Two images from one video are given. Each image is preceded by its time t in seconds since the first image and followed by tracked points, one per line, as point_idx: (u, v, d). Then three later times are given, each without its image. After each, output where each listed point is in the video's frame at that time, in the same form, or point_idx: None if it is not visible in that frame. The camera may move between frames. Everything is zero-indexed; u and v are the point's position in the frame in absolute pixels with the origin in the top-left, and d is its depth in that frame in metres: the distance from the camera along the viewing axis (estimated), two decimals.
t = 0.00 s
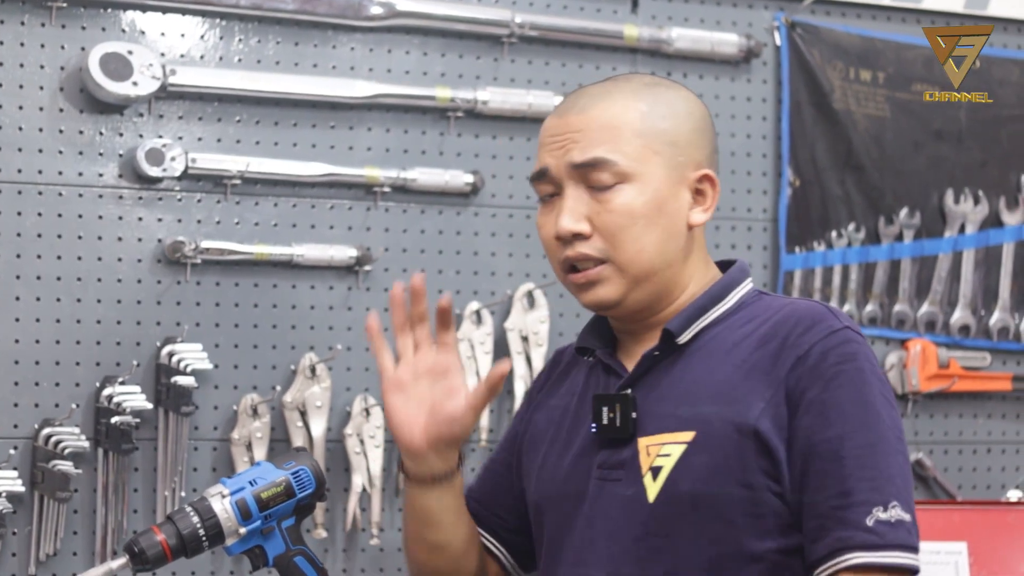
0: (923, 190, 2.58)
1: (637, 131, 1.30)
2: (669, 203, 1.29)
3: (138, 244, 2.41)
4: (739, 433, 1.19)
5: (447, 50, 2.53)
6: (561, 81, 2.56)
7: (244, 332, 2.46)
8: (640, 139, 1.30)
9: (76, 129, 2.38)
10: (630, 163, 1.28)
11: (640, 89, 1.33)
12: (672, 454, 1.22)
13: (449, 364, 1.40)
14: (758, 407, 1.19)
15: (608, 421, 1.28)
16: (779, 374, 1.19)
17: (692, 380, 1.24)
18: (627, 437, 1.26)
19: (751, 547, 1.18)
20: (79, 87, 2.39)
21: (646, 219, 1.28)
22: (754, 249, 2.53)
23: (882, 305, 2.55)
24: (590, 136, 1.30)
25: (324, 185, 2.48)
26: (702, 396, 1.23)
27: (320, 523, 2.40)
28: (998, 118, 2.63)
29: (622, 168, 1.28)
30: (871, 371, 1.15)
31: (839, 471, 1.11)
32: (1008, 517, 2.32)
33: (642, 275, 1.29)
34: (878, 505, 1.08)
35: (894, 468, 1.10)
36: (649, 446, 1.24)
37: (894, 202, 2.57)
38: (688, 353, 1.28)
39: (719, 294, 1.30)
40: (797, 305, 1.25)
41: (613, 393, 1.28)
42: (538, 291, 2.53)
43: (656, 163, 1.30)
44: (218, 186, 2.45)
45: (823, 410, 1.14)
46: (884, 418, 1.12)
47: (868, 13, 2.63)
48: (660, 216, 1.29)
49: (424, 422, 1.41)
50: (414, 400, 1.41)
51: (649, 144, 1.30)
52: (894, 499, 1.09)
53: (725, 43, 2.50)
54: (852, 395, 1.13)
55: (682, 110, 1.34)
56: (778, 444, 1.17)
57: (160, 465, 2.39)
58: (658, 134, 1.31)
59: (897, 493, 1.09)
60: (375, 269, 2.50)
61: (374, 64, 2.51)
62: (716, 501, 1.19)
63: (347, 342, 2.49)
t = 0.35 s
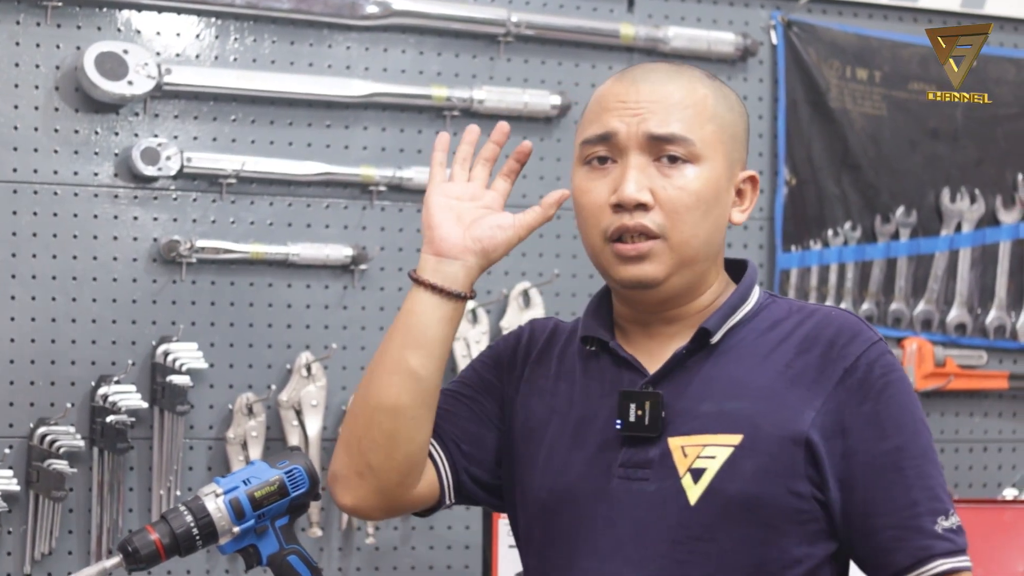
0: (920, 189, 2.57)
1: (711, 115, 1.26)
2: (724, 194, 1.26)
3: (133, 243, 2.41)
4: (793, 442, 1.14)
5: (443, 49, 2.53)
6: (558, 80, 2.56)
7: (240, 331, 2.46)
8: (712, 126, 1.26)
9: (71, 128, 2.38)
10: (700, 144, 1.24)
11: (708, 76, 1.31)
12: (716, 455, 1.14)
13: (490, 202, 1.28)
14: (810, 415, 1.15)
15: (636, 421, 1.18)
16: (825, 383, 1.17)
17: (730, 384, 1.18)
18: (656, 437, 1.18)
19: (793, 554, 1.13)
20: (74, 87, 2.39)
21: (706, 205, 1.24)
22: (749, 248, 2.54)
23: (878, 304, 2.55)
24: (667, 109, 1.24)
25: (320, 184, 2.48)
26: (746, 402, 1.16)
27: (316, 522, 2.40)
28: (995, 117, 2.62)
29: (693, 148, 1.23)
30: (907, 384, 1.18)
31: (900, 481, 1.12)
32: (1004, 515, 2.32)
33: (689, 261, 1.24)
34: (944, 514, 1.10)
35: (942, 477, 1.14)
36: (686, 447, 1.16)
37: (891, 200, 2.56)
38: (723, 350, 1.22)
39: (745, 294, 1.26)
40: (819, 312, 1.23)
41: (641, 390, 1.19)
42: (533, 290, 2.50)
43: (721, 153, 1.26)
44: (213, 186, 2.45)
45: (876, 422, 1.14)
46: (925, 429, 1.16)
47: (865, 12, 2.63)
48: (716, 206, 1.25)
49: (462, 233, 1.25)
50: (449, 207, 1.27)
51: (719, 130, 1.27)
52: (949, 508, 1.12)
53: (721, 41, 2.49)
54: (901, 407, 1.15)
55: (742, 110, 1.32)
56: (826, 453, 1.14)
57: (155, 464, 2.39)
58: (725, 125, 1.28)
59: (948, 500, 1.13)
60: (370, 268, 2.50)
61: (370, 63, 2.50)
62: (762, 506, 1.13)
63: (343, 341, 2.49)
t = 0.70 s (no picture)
0: (904, 188, 2.57)
1: (740, 106, 1.25)
2: (751, 189, 1.25)
3: (117, 243, 2.41)
4: (818, 447, 1.13)
5: (427, 49, 2.53)
6: (541, 81, 2.57)
7: (223, 331, 2.46)
8: (739, 116, 1.25)
9: (55, 129, 2.39)
10: (729, 136, 1.23)
11: (735, 68, 1.30)
12: (741, 459, 1.13)
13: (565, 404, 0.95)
14: (834, 421, 1.15)
15: (654, 419, 1.15)
16: (846, 388, 1.17)
17: (754, 383, 1.17)
18: (675, 436, 1.15)
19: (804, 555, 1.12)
20: (58, 88, 2.39)
21: (734, 198, 1.22)
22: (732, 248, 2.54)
23: (862, 303, 2.55)
24: (696, 98, 1.23)
25: (303, 185, 2.48)
26: (770, 405, 1.15)
27: (299, 522, 2.40)
28: (980, 116, 2.62)
29: (721, 139, 1.22)
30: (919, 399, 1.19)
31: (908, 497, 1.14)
32: (988, 515, 2.32)
33: (716, 257, 1.22)
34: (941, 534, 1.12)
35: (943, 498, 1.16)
36: (707, 450, 1.14)
37: (875, 200, 2.55)
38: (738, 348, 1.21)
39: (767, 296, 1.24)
40: (842, 316, 1.24)
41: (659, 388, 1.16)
42: (517, 290, 2.54)
43: (749, 146, 1.25)
44: (197, 186, 2.45)
45: (893, 433, 1.15)
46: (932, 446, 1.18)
47: (849, 11, 2.62)
48: (742, 200, 1.24)
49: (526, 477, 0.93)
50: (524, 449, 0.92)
51: (747, 123, 1.26)
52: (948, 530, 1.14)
53: (705, 41, 2.48)
54: (916, 419, 1.17)
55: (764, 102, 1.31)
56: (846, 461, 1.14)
57: (139, 464, 2.39)
58: (752, 119, 1.27)
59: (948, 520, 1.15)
60: (353, 268, 2.50)
61: (354, 63, 2.51)
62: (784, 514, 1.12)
63: (326, 341, 2.49)
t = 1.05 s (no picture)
0: (874, 187, 2.58)
1: (690, 117, 1.19)
2: (711, 201, 1.20)
3: (87, 243, 2.41)
4: (799, 468, 1.14)
5: (397, 49, 2.53)
6: (511, 80, 2.57)
7: (193, 331, 2.45)
8: (692, 128, 1.19)
9: (24, 129, 2.38)
10: (673, 154, 1.18)
11: (701, 66, 1.22)
12: (717, 478, 1.16)
13: None
14: (821, 440, 1.15)
15: (638, 428, 1.20)
16: (839, 405, 1.16)
17: (742, 401, 1.18)
18: (660, 448, 1.19)
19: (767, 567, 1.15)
20: (28, 87, 2.38)
21: (683, 217, 1.19)
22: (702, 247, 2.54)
23: (833, 302, 2.55)
24: (639, 119, 1.19)
25: (272, 184, 2.47)
26: (758, 425, 1.16)
27: (269, 521, 2.40)
28: (949, 116, 2.63)
29: (663, 159, 1.18)
30: (935, 406, 1.16)
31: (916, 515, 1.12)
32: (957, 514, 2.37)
33: (672, 275, 1.21)
34: (960, 552, 1.10)
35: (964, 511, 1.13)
36: (689, 464, 1.18)
37: (845, 199, 2.56)
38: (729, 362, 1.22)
39: (762, 308, 1.23)
40: (849, 323, 1.22)
41: (646, 398, 1.21)
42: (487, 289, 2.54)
43: (706, 157, 1.20)
44: (166, 185, 2.44)
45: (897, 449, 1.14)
46: (949, 455, 1.15)
47: (820, 10, 2.61)
48: (700, 214, 1.20)
49: None
50: None
51: (702, 133, 1.20)
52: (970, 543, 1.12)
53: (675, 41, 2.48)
54: (926, 430, 1.14)
55: (744, 96, 1.23)
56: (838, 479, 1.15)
57: (108, 463, 2.38)
58: (712, 124, 1.20)
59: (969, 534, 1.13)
60: (323, 267, 2.50)
61: (324, 63, 2.50)
62: (760, 537, 1.14)
63: (295, 340, 2.49)
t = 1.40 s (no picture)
0: (850, 187, 2.59)
1: (573, 137, 1.26)
2: (610, 216, 1.25)
3: (63, 243, 2.40)
4: (714, 490, 1.14)
5: (373, 49, 2.53)
6: (487, 80, 2.58)
7: (169, 331, 2.46)
8: (577, 147, 1.26)
9: None
10: (560, 176, 1.26)
11: (594, 85, 1.28)
12: (648, 494, 1.19)
13: None
14: (738, 463, 1.14)
15: (601, 436, 1.29)
16: (765, 426, 1.14)
17: (682, 419, 1.20)
18: (619, 457, 1.26)
19: None
20: (3, 88, 2.37)
21: (585, 235, 1.27)
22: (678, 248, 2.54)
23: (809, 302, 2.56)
24: (534, 146, 1.29)
25: (248, 184, 2.47)
26: (686, 445, 1.18)
27: (245, 521, 2.40)
28: (924, 115, 2.65)
29: (553, 182, 1.26)
30: (876, 428, 1.08)
31: (830, 545, 1.08)
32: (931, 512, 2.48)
33: (602, 289, 1.30)
34: None
35: (894, 544, 1.06)
36: (637, 476, 1.22)
37: (820, 199, 2.57)
38: (688, 375, 1.24)
39: (716, 321, 1.22)
40: (803, 337, 1.17)
41: (610, 407, 1.28)
42: (463, 289, 2.55)
43: (594, 174, 1.25)
44: (142, 185, 2.44)
45: (815, 475, 1.09)
46: (884, 483, 1.07)
47: (795, 11, 2.62)
48: (603, 230, 1.26)
49: None
50: None
51: (587, 150, 1.25)
52: None
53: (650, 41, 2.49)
54: (851, 456, 1.08)
55: (636, 101, 1.25)
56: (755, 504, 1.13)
57: (84, 463, 2.38)
58: (597, 139, 1.25)
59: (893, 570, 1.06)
60: (300, 267, 2.50)
61: (300, 63, 2.51)
62: (680, 555, 1.16)
63: (271, 340, 2.49)
